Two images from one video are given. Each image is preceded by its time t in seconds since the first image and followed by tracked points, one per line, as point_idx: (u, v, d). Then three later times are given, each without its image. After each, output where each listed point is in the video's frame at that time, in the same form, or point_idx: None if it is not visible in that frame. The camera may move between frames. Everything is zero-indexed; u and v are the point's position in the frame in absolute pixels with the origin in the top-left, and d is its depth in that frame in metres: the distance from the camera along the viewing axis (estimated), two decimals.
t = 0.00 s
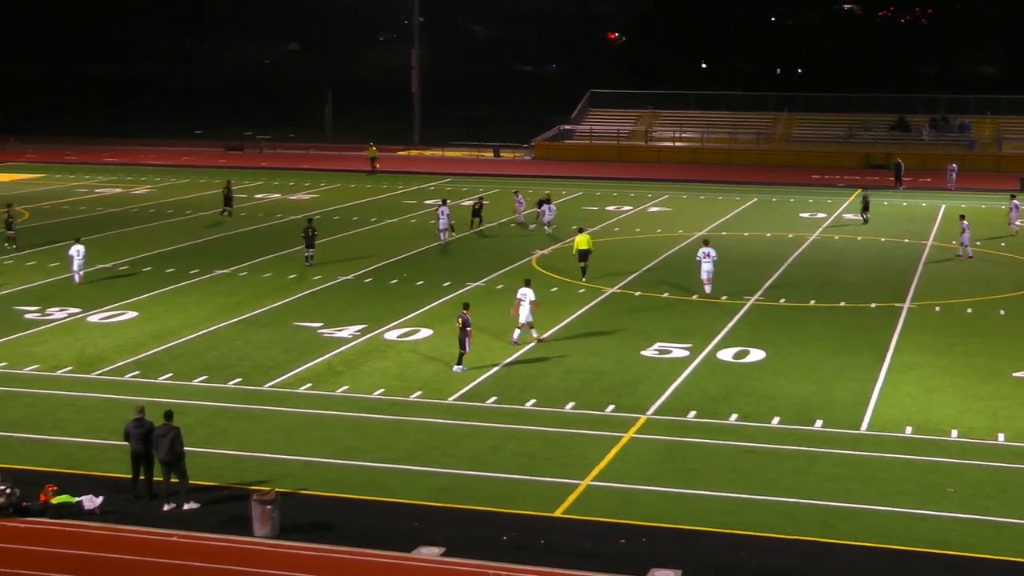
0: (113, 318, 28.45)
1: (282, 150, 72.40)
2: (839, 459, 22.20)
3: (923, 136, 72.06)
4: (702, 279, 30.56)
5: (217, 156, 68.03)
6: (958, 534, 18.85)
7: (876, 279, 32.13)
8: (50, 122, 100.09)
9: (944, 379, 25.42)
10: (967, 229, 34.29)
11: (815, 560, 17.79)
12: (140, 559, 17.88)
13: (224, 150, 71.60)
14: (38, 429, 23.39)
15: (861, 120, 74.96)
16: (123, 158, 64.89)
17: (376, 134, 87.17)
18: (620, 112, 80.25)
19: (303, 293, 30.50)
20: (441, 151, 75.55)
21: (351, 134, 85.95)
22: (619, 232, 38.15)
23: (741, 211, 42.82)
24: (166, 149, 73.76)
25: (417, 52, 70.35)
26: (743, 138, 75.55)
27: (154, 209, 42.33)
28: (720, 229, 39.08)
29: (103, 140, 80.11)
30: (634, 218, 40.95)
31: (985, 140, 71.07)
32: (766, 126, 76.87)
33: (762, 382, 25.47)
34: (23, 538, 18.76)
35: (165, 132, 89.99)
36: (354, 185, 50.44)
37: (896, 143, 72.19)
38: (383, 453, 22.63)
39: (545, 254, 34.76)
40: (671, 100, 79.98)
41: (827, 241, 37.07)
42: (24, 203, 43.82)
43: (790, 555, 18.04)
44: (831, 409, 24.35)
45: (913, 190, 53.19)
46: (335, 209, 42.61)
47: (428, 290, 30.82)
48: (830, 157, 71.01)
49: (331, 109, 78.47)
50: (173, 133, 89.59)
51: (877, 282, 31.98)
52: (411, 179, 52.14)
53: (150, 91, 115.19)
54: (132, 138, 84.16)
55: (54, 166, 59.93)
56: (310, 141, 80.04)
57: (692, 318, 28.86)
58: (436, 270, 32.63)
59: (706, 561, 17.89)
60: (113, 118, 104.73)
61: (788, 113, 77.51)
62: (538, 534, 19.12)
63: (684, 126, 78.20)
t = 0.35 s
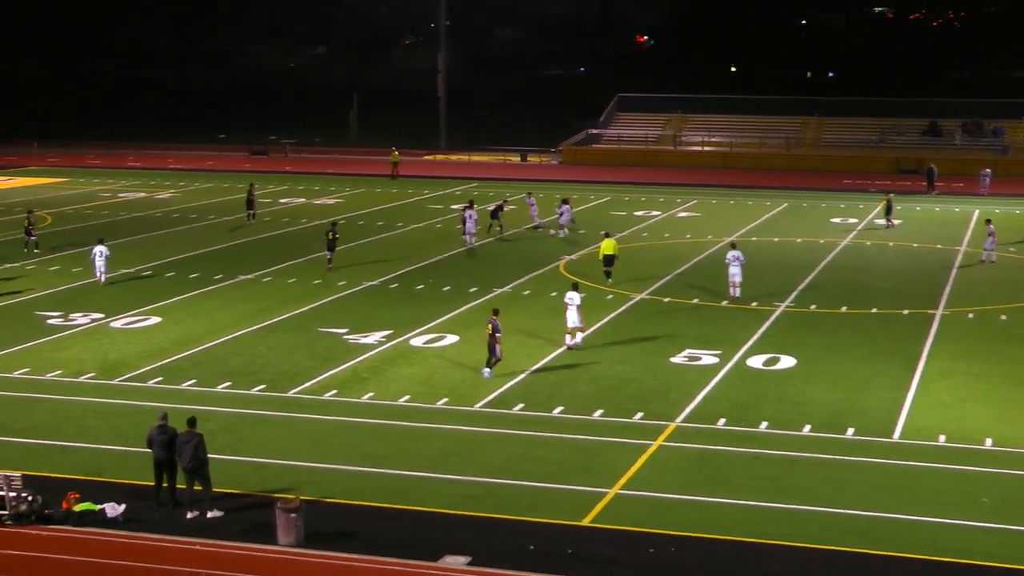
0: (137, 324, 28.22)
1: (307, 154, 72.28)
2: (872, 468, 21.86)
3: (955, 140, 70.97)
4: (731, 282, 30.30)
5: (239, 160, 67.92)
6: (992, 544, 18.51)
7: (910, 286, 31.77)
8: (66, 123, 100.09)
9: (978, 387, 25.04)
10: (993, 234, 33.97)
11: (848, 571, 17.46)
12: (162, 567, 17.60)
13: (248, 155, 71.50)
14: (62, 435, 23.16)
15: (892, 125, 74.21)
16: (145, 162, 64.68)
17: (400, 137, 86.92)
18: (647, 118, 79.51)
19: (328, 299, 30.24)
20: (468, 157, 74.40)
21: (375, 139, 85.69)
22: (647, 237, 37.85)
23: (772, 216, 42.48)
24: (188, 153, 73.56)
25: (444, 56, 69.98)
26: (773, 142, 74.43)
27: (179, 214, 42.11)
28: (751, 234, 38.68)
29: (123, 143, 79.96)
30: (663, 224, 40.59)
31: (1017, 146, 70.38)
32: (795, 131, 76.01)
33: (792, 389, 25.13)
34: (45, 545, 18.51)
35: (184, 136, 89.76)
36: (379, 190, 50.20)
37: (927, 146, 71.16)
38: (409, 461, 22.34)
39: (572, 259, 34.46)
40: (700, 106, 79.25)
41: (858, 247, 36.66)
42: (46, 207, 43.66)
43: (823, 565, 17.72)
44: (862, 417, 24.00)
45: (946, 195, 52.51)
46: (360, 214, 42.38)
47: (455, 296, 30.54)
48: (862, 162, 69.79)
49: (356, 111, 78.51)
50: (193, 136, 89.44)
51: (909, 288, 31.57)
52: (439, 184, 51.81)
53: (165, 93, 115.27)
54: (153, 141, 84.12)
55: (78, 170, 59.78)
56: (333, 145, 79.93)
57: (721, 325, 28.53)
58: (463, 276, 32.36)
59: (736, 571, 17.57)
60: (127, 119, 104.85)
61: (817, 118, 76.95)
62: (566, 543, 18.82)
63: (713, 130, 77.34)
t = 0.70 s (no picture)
0: (148, 332, 26.51)
1: (326, 150, 70.77)
2: (940, 486, 20.13)
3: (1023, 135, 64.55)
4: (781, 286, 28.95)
5: (254, 157, 66.41)
6: None
7: (976, 291, 30.03)
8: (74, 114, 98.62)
9: None
10: None
11: None
12: None
13: (267, 150, 70.05)
14: (66, 451, 21.48)
15: (958, 118, 67.78)
16: (161, 159, 63.03)
17: (422, 133, 85.07)
18: (696, 111, 73.59)
19: (353, 305, 28.57)
20: (500, 152, 71.32)
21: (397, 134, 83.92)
22: (694, 239, 36.29)
23: (828, 217, 40.84)
24: (201, 149, 71.91)
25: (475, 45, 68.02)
26: (829, 138, 68.74)
27: (194, 214, 40.45)
28: (806, 236, 37.06)
29: (134, 141, 78.39)
30: (712, 224, 38.98)
31: None
32: (855, 125, 69.99)
33: (850, 401, 23.47)
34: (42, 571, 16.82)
35: (195, 130, 88.32)
36: (405, 188, 48.60)
37: (996, 143, 65.23)
38: (439, 479, 20.64)
39: (614, 262, 32.91)
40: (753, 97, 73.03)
41: (920, 249, 35.03)
42: (54, 207, 42.04)
43: None
44: (923, 432, 22.30)
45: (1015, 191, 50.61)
46: (385, 214, 40.80)
47: (487, 303, 28.87)
48: (924, 159, 64.55)
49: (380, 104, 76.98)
50: (204, 130, 87.94)
51: (975, 292, 29.87)
52: (473, 183, 50.18)
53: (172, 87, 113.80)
54: (165, 137, 82.52)
55: (88, 167, 58.12)
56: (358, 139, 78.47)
57: (774, 333, 26.93)
58: (496, 281, 30.71)
59: None
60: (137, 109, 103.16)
61: (880, 111, 70.43)
62: (607, 568, 17.12)
63: (766, 125, 71.56)
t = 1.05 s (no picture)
0: (140, 340, 25.23)
1: (329, 147, 69.44)
2: (980, 503, 18.82)
3: None
4: (804, 288, 27.96)
5: (253, 155, 65.08)
6: None
7: (1016, 296, 28.75)
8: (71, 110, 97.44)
9: None
10: None
11: None
12: None
13: (266, 148, 68.83)
14: (50, 465, 20.20)
15: (997, 114, 65.44)
16: (159, 158, 61.75)
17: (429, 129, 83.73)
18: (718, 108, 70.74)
19: (357, 311, 27.27)
20: (512, 149, 69.43)
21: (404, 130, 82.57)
22: (716, 242, 35.02)
23: (858, 219, 39.52)
24: (199, 146, 70.60)
25: (484, 36, 66.29)
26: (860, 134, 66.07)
27: (188, 214, 39.19)
28: (835, 239, 35.76)
29: (130, 137, 77.08)
30: (735, 226, 37.70)
31: None
32: (888, 122, 67.40)
33: (882, 414, 22.20)
34: None
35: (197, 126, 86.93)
36: (412, 188, 47.32)
37: None
38: (448, 495, 19.35)
39: (631, 266, 31.65)
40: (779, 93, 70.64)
41: (956, 253, 33.74)
42: (44, 207, 40.78)
43: None
44: (959, 445, 21.00)
45: None
46: (390, 215, 39.52)
47: (498, 309, 27.60)
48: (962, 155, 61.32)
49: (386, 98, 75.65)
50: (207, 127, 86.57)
51: (1014, 299, 28.58)
52: (485, 182, 48.99)
53: (170, 82, 112.59)
54: (166, 134, 81.31)
55: (81, 166, 56.81)
56: (364, 136, 77.17)
57: (801, 342, 25.68)
58: (506, 286, 29.44)
59: None
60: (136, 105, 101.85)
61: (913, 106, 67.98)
62: None
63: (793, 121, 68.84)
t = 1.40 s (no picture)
0: (151, 344, 25.28)
1: (339, 151, 69.33)
2: (993, 509, 18.74)
3: None
4: (808, 290, 28.11)
5: (263, 159, 65.03)
6: None
7: None
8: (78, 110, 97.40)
9: None
10: None
11: None
12: None
13: (277, 152, 68.85)
14: (62, 468, 20.25)
15: (1011, 117, 64.59)
16: (169, 162, 61.76)
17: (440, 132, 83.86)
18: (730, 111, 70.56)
19: (368, 315, 27.30)
20: (523, 154, 69.36)
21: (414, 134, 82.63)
22: (728, 246, 34.95)
23: (870, 224, 39.36)
24: (211, 150, 70.73)
25: (499, 39, 66.13)
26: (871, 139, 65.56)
27: (198, 219, 39.20)
28: (846, 244, 35.68)
29: (140, 141, 77.15)
30: (747, 231, 37.60)
31: None
32: (899, 125, 66.75)
33: (895, 419, 22.14)
34: None
35: (207, 130, 86.67)
36: (423, 192, 47.26)
37: None
38: (459, 500, 19.34)
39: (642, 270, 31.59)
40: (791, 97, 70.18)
41: (968, 258, 33.62)
42: (54, 211, 40.84)
43: None
44: (972, 450, 20.92)
45: None
46: (401, 220, 39.51)
47: (509, 313, 27.60)
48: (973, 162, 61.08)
49: (398, 102, 75.70)
50: (216, 131, 86.29)
51: None
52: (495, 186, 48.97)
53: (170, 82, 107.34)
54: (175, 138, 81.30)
55: (92, 170, 56.83)
56: (373, 140, 77.08)
57: (813, 346, 25.61)
58: (517, 290, 29.44)
59: None
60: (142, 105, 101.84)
61: (925, 110, 67.27)
62: None
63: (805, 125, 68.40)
